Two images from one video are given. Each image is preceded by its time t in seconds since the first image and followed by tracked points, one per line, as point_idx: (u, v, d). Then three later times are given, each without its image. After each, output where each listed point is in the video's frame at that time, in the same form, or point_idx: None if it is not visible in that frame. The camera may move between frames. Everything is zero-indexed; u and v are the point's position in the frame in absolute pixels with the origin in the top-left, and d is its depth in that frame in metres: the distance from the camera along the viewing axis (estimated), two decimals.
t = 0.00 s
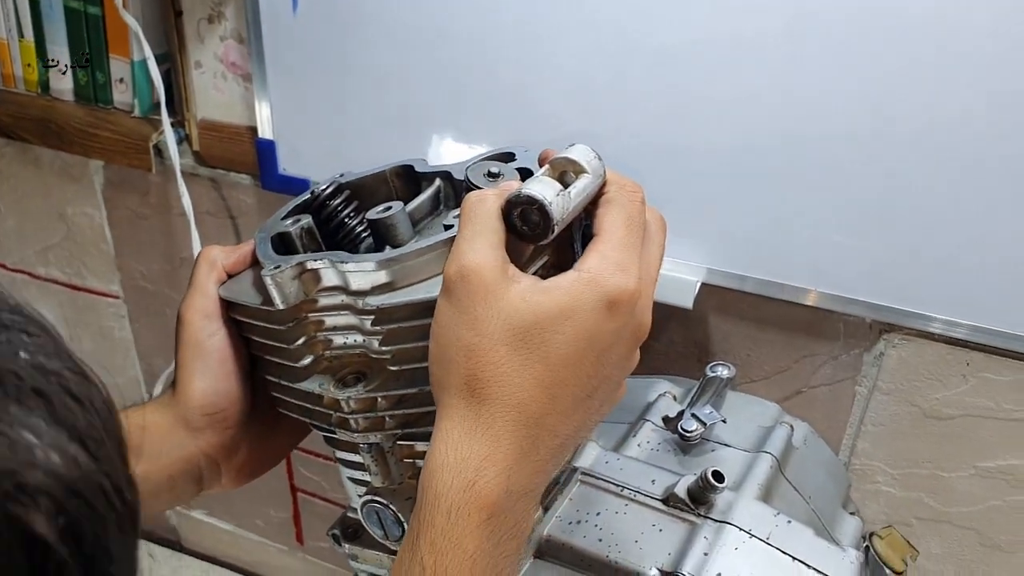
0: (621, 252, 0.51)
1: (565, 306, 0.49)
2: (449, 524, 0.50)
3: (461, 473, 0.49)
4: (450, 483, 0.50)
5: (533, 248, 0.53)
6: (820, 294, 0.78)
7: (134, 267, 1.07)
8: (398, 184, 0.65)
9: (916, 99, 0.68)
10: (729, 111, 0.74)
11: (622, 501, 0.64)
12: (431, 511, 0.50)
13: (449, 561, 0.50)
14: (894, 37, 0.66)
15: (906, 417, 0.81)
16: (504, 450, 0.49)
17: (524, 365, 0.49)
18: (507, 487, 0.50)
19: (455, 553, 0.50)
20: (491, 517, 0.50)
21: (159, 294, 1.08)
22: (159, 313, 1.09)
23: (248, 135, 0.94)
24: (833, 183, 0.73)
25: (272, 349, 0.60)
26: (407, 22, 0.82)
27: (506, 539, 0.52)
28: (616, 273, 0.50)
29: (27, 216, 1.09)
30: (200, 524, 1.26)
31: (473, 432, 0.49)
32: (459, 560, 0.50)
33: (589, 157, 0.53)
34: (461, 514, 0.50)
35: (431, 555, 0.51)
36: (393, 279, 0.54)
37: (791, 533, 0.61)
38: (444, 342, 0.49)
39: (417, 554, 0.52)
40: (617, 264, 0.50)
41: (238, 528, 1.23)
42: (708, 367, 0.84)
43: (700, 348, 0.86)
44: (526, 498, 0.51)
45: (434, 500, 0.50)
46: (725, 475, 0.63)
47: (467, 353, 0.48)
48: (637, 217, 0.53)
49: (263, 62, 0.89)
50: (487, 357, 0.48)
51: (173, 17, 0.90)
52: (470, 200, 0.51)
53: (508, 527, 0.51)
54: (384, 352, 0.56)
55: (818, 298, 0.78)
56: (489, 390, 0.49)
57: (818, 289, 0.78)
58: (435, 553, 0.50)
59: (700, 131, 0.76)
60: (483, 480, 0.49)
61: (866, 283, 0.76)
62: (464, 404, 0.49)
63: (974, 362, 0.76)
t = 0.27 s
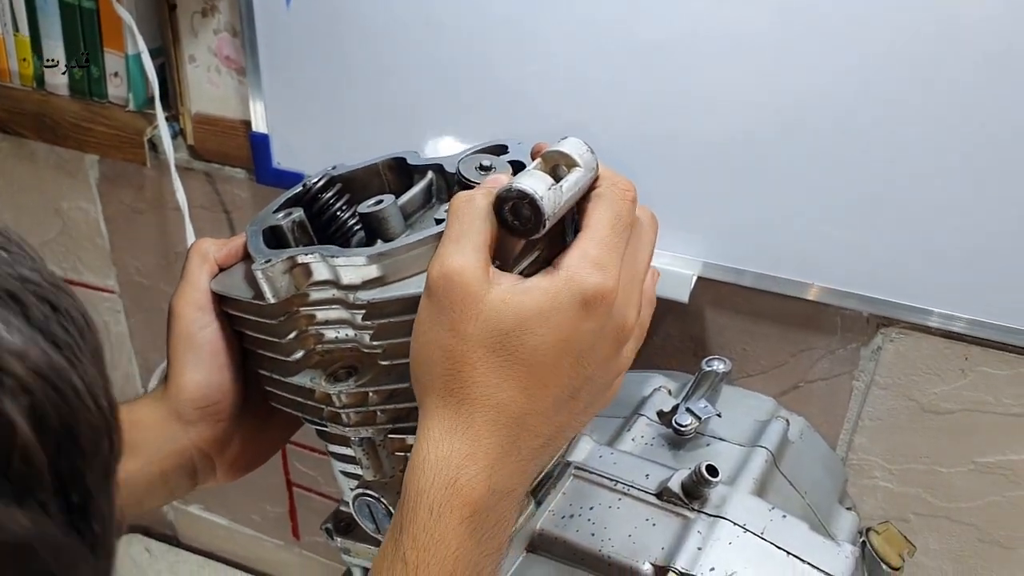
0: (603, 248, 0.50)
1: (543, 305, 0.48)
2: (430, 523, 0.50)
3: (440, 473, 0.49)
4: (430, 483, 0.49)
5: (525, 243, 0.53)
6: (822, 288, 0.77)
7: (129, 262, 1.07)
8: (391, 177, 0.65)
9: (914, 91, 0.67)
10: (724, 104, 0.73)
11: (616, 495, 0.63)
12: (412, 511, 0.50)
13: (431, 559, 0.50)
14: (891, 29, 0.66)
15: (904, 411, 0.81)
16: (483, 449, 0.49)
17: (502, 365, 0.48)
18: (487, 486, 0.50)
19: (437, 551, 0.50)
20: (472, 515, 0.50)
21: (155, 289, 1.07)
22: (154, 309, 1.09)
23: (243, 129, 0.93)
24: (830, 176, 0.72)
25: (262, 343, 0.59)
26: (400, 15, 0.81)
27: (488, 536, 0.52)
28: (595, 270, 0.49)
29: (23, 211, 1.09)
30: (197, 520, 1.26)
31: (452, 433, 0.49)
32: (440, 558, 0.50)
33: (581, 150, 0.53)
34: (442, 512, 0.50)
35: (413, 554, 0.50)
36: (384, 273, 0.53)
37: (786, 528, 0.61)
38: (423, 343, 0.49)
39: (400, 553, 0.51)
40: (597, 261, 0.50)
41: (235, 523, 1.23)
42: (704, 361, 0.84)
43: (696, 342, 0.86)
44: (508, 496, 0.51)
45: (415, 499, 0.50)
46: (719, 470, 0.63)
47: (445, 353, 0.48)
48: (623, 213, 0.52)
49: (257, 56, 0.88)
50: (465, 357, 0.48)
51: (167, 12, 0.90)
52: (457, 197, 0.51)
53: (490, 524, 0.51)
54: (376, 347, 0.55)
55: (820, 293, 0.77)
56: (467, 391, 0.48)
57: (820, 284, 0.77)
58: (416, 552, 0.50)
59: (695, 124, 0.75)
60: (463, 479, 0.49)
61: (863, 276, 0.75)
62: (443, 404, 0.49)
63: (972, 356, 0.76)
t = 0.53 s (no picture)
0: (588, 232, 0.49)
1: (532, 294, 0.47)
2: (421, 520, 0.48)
3: (431, 470, 0.48)
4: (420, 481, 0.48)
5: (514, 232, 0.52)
6: (829, 284, 0.76)
7: (121, 256, 1.06)
8: (381, 167, 0.64)
9: (915, 81, 0.66)
10: (721, 95, 0.72)
11: (610, 492, 0.62)
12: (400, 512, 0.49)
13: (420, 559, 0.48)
14: (891, 17, 0.64)
15: (905, 408, 0.79)
16: (477, 445, 0.48)
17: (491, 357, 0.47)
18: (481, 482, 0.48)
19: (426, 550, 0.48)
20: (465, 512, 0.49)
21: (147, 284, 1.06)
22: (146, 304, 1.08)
23: (235, 122, 0.92)
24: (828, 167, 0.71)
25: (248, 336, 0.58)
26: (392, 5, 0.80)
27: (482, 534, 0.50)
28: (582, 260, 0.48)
29: (14, 205, 1.08)
30: (190, 518, 1.25)
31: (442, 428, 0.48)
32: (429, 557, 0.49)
33: (572, 136, 0.51)
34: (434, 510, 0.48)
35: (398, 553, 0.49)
36: (370, 262, 0.52)
37: (783, 525, 0.59)
38: (410, 341, 0.47)
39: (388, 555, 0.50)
40: (584, 250, 0.49)
41: (229, 522, 1.22)
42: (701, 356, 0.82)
43: (694, 337, 0.85)
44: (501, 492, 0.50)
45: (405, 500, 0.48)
46: (715, 466, 0.61)
47: (433, 347, 0.47)
48: (613, 204, 0.51)
49: (249, 48, 0.87)
50: (455, 351, 0.47)
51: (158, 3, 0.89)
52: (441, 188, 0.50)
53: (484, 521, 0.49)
54: (362, 338, 0.54)
55: (826, 289, 0.76)
56: (459, 387, 0.47)
57: (825, 280, 0.75)
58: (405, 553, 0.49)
59: (692, 115, 0.74)
60: (456, 474, 0.48)
61: (863, 270, 0.74)
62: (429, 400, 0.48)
63: (974, 351, 0.74)
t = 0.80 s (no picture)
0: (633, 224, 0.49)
1: (590, 274, 0.46)
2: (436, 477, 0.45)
3: (462, 426, 0.45)
4: (448, 435, 0.45)
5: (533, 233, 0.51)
6: (835, 297, 0.75)
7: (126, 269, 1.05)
8: (392, 174, 0.63)
9: (934, 93, 0.65)
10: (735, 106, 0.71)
11: (624, 508, 0.60)
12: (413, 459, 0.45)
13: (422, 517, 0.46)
14: (911, 29, 0.63)
15: (922, 427, 0.78)
16: (513, 405, 0.45)
17: (540, 311, 0.45)
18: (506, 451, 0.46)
19: (430, 510, 0.46)
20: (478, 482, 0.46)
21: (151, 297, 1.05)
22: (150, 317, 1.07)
23: (245, 132, 0.92)
24: (845, 180, 0.70)
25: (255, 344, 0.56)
26: (403, 17, 0.79)
27: (491, 515, 0.48)
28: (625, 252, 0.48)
29: (21, 215, 1.08)
30: (191, 537, 1.23)
31: (479, 377, 0.44)
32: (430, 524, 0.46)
33: (590, 137, 0.51)
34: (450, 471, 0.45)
35: (392, 508, 0.47)
36: (382, 265, 0.51)
37: (802, 541, 0.58)
38: (430, 275, 0.45)
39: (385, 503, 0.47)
40: (615, 203, 0.48)
41: (230, 540, 1.20)
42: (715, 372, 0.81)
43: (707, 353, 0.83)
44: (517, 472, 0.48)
45: (413, 443, 0.45)
46: (733, 482, 0.60)
47: (454, 279, 0.44)
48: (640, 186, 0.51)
49: (259, 58, 0.86)
50: (501, 293, 0.44)
51: (167, 11, 0.88)
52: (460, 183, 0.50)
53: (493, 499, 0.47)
54: (373, 344, 0.53)
55: (832, 302, 0.75)
56: (507, 334, 0.44)
57: (832, 292, 0.75)
58: (413, 504, 0.46)
59: (706, 126, 0.73)
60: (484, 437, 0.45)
61: (879, 286, 0.73)
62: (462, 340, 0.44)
63: (993, 369, 0.73)
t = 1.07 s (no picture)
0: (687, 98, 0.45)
1: (604, 95, 0.39)
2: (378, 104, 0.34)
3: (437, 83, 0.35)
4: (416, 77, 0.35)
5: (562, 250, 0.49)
6: (840, 316, 0.74)
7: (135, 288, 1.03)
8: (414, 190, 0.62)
9: (964, 113, 0.64)
10: (759, 125, 0.71)
11: (649, 535, 0.58)
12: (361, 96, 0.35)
13: (388, 178, 0.32)
14: (939, 48, 0.63)
15: (949, 457, 0.76)
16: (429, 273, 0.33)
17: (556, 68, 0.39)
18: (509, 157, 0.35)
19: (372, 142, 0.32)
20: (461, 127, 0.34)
21: (161, 317, 1.04)
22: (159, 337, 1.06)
23: (259, 148, 0.91)
24: (871, 201, 0.69)
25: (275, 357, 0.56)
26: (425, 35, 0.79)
27: (505, 124, 0.34)
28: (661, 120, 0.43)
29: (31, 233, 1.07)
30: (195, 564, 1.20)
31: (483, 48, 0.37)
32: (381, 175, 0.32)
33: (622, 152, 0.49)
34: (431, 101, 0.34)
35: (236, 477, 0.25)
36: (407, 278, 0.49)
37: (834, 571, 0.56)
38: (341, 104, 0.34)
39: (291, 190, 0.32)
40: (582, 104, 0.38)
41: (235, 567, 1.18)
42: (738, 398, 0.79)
43: (728, 378, 0.82)
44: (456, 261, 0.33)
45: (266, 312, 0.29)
46: (761, 508, 0.58)
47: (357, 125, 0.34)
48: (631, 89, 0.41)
49: (276, 74, 0.86)
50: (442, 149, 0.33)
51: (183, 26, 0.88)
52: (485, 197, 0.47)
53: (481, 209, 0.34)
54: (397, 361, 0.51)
55: (837, 321, 0.74)
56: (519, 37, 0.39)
57: (837, 311, 0.74)
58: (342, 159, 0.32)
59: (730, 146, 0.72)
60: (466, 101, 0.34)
61: (906, 309, 0.71)
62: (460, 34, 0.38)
63: None
